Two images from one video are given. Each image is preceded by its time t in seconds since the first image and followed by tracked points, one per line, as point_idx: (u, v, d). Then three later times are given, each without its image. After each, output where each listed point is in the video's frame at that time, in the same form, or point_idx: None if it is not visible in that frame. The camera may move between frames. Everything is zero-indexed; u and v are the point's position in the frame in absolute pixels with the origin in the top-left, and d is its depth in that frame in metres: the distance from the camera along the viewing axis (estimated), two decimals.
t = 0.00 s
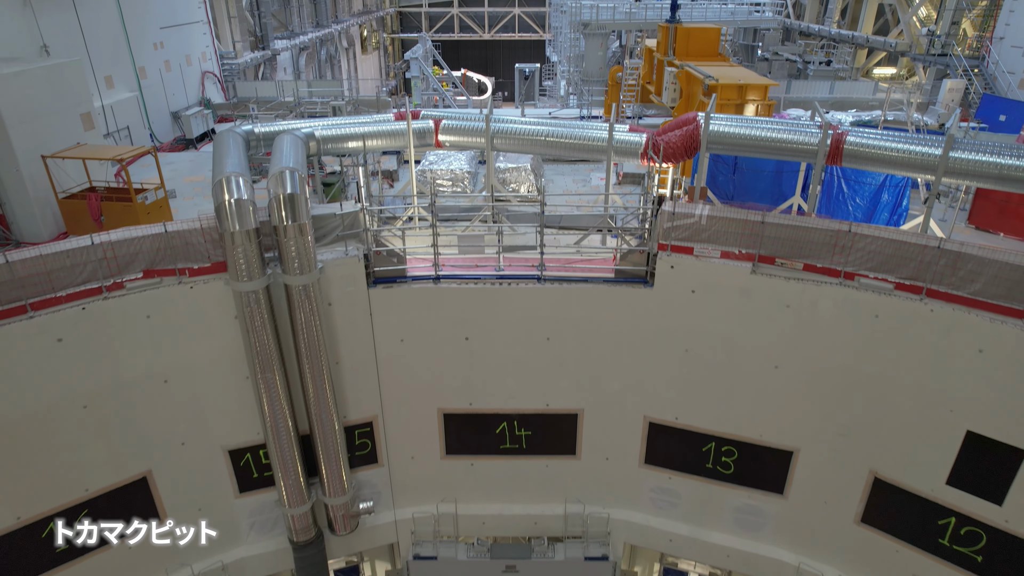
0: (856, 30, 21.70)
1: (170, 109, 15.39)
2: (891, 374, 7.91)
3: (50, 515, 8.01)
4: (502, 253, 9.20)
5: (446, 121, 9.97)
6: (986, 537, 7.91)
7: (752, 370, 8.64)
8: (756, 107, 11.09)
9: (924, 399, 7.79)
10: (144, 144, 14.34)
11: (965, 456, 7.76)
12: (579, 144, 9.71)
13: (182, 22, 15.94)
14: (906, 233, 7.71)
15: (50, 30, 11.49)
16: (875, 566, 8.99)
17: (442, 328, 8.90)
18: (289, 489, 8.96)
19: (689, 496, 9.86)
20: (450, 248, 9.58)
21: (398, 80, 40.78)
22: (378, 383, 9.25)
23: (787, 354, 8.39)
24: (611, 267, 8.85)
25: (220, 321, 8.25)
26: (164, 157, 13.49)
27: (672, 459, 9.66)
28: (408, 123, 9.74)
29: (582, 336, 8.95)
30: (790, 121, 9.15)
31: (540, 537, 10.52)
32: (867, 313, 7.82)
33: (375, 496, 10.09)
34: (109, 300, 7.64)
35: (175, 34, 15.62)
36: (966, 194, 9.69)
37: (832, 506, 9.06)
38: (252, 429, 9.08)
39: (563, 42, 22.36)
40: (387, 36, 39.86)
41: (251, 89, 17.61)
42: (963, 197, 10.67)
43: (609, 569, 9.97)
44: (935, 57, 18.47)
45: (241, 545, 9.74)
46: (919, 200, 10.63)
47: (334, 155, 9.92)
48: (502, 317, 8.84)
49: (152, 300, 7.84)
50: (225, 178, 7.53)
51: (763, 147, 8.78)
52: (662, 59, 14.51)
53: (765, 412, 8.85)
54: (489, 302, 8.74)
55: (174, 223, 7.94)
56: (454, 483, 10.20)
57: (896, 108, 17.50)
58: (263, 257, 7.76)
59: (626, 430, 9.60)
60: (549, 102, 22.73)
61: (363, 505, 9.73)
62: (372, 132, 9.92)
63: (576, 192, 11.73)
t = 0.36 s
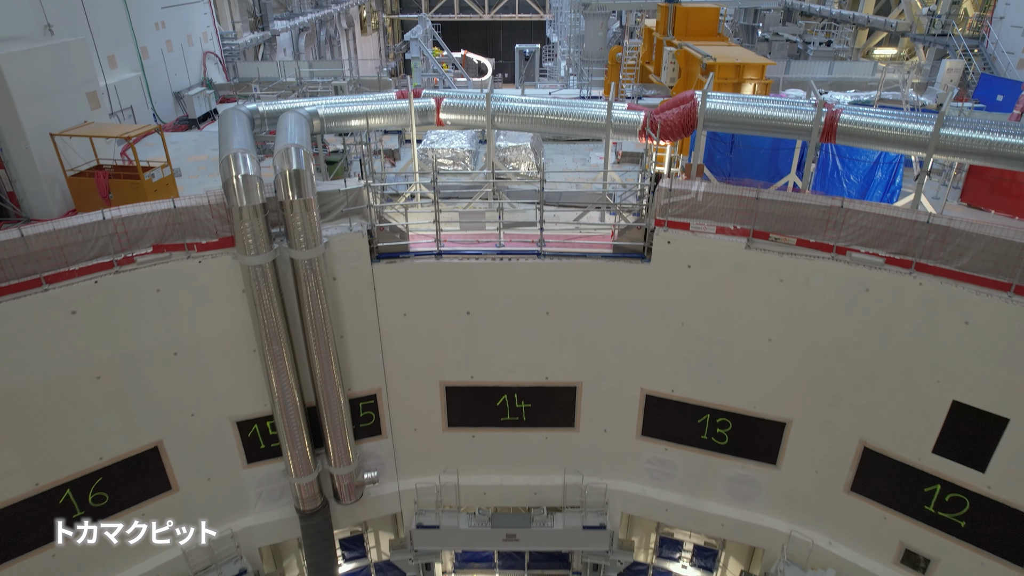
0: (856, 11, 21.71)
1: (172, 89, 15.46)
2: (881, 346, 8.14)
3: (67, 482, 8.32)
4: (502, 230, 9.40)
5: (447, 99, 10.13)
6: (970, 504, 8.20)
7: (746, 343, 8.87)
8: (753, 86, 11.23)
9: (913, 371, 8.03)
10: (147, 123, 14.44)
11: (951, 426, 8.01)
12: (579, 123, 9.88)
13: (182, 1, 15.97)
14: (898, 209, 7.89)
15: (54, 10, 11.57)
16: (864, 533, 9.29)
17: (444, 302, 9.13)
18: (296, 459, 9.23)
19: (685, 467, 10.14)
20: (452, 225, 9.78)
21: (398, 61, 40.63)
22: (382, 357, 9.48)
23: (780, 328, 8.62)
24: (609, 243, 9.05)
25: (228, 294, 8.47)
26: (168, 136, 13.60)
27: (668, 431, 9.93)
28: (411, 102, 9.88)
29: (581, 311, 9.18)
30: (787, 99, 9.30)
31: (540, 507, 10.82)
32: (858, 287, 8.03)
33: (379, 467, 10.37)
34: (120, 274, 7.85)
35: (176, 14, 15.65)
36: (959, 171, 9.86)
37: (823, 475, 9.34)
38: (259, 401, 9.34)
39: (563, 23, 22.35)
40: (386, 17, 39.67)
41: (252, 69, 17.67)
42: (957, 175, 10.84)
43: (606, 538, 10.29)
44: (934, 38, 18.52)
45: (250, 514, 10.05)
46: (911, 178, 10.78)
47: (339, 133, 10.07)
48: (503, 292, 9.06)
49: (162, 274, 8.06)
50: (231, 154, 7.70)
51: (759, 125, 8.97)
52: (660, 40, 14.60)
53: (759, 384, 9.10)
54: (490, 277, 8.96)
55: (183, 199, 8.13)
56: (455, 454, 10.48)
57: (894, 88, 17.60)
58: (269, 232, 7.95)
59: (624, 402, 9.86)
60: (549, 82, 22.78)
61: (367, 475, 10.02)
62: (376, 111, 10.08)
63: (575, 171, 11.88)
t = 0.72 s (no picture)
0: None
1: (174, 67, 15.55)
2: (870, 317, 8.38)
3: (82, 448, 8.61)
4: (503, 204, 9.61)
5: (449, 76, 10.29)
6: (954, 469, 8.51)
7: (740, 315, 9.12)
8: (750, 64, 11.39)
9: (901, 341, 8.28)
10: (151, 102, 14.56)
11: (937, 394, 8.28)
12: (579, 99, 10.05)
13: None
14: (889, 184, 8.08)
15: None
16: (853, 500, 9.61)
17: (446, 275, 9.36)
18: (302, 428, 9.52)
19: (680, 436, 10.44)
20: (454, 200, 9.99)
21: (397, 41, 40.46)
22: (385, 329, 9.74)
23: (774, 300, 8.86)
24: (607, 217, 9.26)
25: (236, 267, 8.70)
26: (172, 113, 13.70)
27: (664, 402, 10.21)
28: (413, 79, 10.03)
29: (580, 284, 9.41)
30: (783, 76, 9.45)
31: (540, 476, 11.14)
32: (850, 260, 8.25)
33: (383, 436, 10.67)
34: (131, 247, 8.07)
35: None
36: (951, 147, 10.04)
37: (814, 444, 9.63)
38: (267, 372, 9.61)
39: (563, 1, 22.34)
40: None
41: (253, 47, 17.74)
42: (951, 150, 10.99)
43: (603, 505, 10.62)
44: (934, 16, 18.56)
45: (258, 483, 10.36)
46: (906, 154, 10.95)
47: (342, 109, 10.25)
48: (503, 265, 9.29)
49: (172, 247, 8.28)
50: (238, 129, 7.87)
51: (754, 101, 9.14)
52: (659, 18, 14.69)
53: (752, 355, 9.37)
54: (491, 251, 9.19)
55: (192, 173, 8.33)
56: (458, 425, 10.77)
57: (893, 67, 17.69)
58: (276, 206, 8.16)
59: (621, 373, 10.13)
60: (549, 62, 22.83)
61: (372, 444, 10.32)
62: (379, 88, 10.25)
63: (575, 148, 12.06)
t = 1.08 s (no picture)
0: None
1: (176, 48, 15.61)
2: (862, 291, 8.60)
3: (96, 418, 8.87)
4: (504, 181, 9.81)
5: (450, 55, 10.44)
6: (941, 438, 8.77)
7: (736, 289, 9.33)
8: (748, 43, 11.57)
9: (892, 314, 8.50)
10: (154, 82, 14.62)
11: (926, 365, 8.51)
12: (579, 77, 10.20)
13: None
14: (882, 160, 8.25)
15: None
16: (844, 469, 9.89)
17: (448, 251, 9.57)
18: (308, 400, 9.77)
19: (677, 409, 10.71)
20: (455, 177, 10.18)
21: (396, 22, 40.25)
22: (389, 304, 9.96)
23: (768, 275, 9.07)
24: (606, 193, 9.46)
25: (244, 241, 8.91)
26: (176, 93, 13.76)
27: (661, 375, 10.46)
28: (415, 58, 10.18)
29: (579, 260, 9.62)
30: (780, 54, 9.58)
31: (540, 448, 11.43)
32: (843, 234, 8.44)
33: (386, 409, 10.93)
34: (141, 221, 8.26)
35: None
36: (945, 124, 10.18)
37: (807, 415, 9.89)
38: (274, 345, 9.85)
39: None
40: None
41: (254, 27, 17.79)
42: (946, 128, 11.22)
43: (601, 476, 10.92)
44: None
45: (265, 454, 10.65)
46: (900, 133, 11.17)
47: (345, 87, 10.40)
48: (504, 241, 9.50)
49: (181, 221, 8.48)
50: (244, 106, 8.02)
51: (750, 79, 9.30)
52: None
53: (747, 329, 9.60)
54: (492, 227, 9.39)
55: (200, 149, 8.52)
56: (460, 398, 11.04)
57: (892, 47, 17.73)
58: (282, 181, 8.34)
59: (620, 347, 10.37)
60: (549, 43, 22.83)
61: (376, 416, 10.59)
62: (381, 66, 10.40)
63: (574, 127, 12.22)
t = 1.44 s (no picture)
0: None
1: (178, 25, 15.68)
2: (854, 262, 8.82)
3: (108, 386, 9.14)
4: (504, 156, 10.01)
5: (452, 31, 10.57)
6: (929, 406, 9.05)
7: (732, 261, 9.56)
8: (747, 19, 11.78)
9: (883, 285, 8.72)
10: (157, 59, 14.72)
11: (916, 334, 8.75)
12: (578, 53, 10.34)
13: None
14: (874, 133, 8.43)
15: None
16: (835, 438, 10.19)
17: (450, 224, 9.78)
18: (314, 370, 10.02)
19: (673, 380, 10.98)
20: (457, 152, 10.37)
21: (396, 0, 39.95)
22: (392, 276, 10.19)
23: (763, 247, 9.29)
24: (604, 167, 9.69)
25: (250, 214, 9.13)
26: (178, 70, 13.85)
27: (658, 346, 10.72)
28: (416, 34, 10.29)
29: (578, 233, 9.84)
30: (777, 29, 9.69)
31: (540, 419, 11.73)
32: (836, 207, 8.65)
33: (390, 380, 11.22)
34: (150, 194, 8.47)
35: None
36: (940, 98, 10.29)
37: (800, 385, 10.17)
38: (280, 316, 10.11)
39: None
40: None
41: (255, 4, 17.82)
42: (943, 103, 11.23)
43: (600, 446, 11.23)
44: None
45: (273, 424, 10.95)
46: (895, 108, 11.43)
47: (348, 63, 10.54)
48: (505, 214, 9.71)
49: (189, 194, 8.68)
50: (250, 80, 8.11)
51: (748, 55, 9.44)
52: None
53: (742, 301, 9.84)
54: (493, 200, 9.59)
55: (207, 124, 8.71)
56: (462, 369, 11.32)
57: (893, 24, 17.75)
58: (288, 154, 8.53)
59: (618, 319, 10.61)
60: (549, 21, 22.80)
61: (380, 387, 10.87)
62: (384, 43, 10.54)
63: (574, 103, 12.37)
